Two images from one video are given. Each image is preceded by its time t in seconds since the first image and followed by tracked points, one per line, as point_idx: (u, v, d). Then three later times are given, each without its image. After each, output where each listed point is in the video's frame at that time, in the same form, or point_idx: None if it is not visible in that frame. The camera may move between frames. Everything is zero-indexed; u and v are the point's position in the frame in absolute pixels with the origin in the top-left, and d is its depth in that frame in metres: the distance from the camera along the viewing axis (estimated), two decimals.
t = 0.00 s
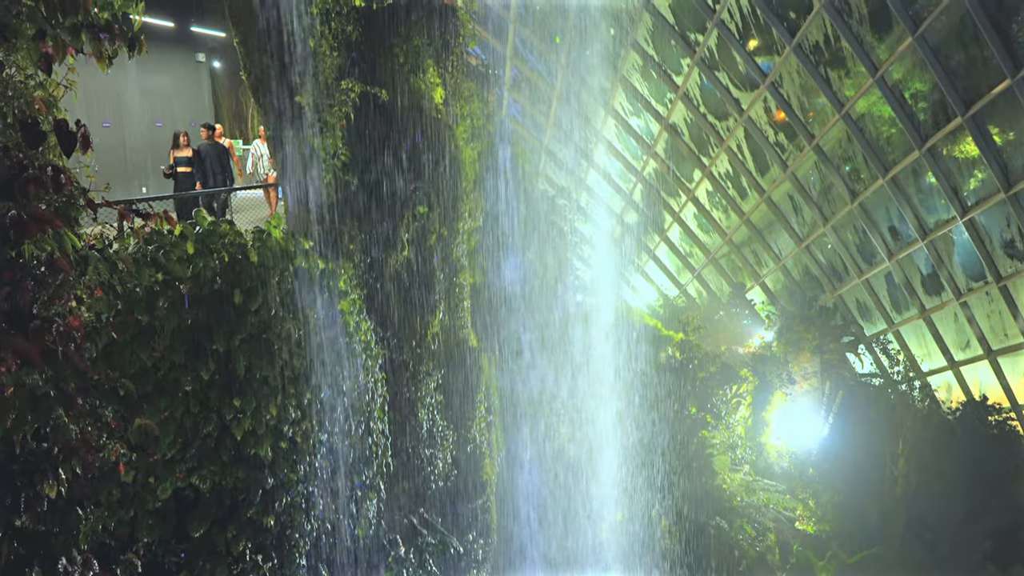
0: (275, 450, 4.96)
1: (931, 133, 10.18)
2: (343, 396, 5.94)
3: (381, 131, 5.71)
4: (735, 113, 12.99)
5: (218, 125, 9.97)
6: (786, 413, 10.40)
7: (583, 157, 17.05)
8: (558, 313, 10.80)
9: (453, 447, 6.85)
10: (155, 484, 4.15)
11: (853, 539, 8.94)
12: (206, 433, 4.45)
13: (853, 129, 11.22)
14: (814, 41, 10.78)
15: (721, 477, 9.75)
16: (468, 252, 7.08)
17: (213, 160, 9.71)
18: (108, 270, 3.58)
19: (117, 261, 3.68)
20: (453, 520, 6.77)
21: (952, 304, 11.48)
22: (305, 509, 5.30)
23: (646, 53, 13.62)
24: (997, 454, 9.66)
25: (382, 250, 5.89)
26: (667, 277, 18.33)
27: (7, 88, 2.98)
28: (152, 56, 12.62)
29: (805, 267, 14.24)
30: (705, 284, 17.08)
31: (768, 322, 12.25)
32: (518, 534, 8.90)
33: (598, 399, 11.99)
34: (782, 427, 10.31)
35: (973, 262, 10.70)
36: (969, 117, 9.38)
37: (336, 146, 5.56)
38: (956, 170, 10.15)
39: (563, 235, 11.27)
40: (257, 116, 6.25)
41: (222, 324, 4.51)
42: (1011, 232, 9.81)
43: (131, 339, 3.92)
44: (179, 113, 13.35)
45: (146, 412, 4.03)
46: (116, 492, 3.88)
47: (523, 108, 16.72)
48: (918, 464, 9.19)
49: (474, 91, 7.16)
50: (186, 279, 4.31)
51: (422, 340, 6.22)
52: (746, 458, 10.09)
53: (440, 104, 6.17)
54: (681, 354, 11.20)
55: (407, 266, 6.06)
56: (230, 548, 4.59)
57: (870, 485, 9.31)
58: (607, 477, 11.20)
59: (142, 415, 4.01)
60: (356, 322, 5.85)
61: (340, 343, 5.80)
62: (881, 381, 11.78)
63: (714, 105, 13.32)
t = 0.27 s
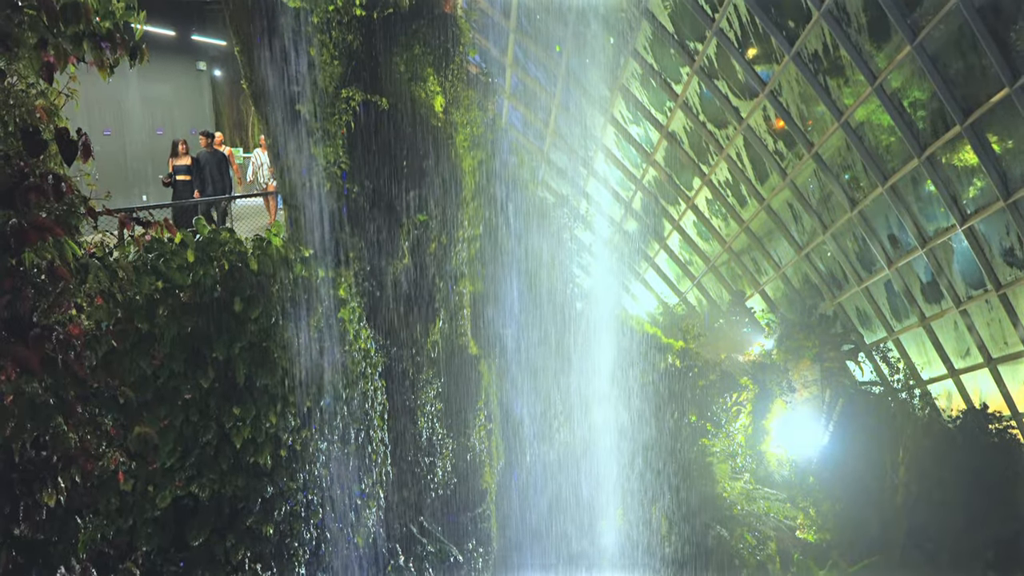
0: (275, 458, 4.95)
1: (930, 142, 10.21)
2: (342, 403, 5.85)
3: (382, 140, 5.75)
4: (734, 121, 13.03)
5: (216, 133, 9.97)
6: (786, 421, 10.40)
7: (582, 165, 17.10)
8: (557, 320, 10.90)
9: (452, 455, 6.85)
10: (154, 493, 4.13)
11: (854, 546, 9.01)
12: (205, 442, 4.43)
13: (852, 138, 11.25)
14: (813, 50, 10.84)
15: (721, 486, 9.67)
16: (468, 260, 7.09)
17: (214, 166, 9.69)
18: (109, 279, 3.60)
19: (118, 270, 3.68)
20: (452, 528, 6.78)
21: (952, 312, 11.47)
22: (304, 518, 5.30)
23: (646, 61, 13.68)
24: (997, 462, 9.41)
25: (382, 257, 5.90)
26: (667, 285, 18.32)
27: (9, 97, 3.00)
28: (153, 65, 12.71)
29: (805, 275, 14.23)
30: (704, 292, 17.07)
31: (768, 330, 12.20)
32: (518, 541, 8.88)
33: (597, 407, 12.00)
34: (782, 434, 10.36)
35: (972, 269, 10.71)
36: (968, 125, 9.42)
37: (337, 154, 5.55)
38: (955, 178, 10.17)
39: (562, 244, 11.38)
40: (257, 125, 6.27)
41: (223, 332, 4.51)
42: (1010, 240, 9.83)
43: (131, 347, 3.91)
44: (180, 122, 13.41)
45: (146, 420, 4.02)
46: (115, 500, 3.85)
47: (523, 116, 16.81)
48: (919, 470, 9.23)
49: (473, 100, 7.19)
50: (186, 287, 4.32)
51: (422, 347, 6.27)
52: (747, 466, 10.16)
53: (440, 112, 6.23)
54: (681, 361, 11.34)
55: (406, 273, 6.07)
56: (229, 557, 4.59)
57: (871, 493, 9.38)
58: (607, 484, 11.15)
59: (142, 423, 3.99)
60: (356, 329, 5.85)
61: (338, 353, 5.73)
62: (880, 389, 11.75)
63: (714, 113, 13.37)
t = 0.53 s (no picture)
0: (275, 466, 4.95)
1: (929, 150, 10.25)
2: (341, 412, 5.95)
3: (382, 150, 5.78)
4: (734, 130, 13.08)
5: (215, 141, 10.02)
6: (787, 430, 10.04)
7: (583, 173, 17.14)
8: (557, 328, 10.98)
9: (453, 463, 6.85)
10: (153, 501, 4.14)
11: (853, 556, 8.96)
12: (205, 450, 4.42)
13: (851, 146, 11.29)
14: (812, 59, 10.90)
15: (721, 494, 9.50)
16: (468, 268, 7.11)
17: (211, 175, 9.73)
18: (110, 287, 3.66)
19: (118, 277, 3.73)
20: (452, 537, 6.75)
21: (952, 321, 11.48)
22: (303, 526, 5.30)
23: (646, 70, 13.74)
24: (997, 471, 9.60)
25: (383, 267, 5.92)
26: (667, 294, 18.29)
27: (10, 106, 3.01)
28: (155, 73, 12.75)
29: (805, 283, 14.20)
30: (704, 300, 17.06)
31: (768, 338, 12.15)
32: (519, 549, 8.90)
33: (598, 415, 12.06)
34: (783, 443, 9.97)
35: (972, 277, 10.72)
36: (967, 134, 9.46)
37: (336, 163, 5.58)
38: (954, 187, 10.20)
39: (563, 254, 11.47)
40: (259, 133, 6.30)
41: (223, 341, 4.51)
42: (1009, 249, 9.85)
43: (130, 356, 3.91)
44: (181, 130, 13.49)
45: (146, 428, 4.01)
46: (114, 509, 3.86)
47: (523, 125, 16.85)
48: (918, 480, 9.28)
49: (474, 109, 7.21)
50: (186, 295, 4.32)
51: (422, 356, 6.26)
52: (747, 475, 9.79)
53: (440, 121, 6.25)
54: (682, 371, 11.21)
55: (406, 282, 6.08)
56: (229, 565, 4.60)
57: (871, 503, 9.29)
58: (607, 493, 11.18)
59: (141, 431, 3.99)
60: (355, 337, 5.87)
61: (339, 363, 5.79)
62: (880, 397, 11.72)
63: (714, 122, 13.41)
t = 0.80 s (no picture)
0: (275, 475, 4.94)
1: (928, 159, 10.29)
2: (342, 421, 5.87)
3: (382, 158, 5.80)
4: (733, 138, 13.14)
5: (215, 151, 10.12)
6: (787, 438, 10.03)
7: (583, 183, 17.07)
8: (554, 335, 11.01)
9: (452, 473, 6.96)
10: (153, 510, 4.13)
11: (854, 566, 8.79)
12: (204, 459, 4.41)
13: (851, 155, 11.31)
14: (811, 68, 10.96)
15: (721, 503, 9.53)
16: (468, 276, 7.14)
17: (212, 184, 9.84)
18: (110, 296, 3.74)
19: (120, 286, 3.82)
20: (453, 546, 6.74)
21: (952, 329, 11.47)
22: (303, 535, 5.29)
23: (646, 79, 13.82)
24: (997, 480, 9.39)
25: (382, 275, 5.95)
26: (668, 302, 18.24)
27: (13, 115, 3.04)
28: (157, 82, 12.81)
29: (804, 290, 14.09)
30: (705, 308, 17.03)
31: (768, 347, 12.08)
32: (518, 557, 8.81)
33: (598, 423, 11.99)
34: (784, 451, 9.98)
35: (972, 285, 10.74)
36: (966, 143, 9.51)
37: (337, 172, 5.58)
38: (954, 195, 10.23)
39: (560, 263, 11.51)
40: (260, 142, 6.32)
41: (223, 350, 4.50)
42: (1009, 257, 9.86)
43: (130, 364, 3.91)
44: (181, 139, 13.58)
45: (146, 437, 4.00)
46: (113, 518, 3.86)
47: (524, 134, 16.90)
48: (919, 490, 9.28)
49: (473, 118, 7.24)
50: (186, 304, 4.32)
51: (421, 364, 6.28)
52: (748, 484, 9.75)
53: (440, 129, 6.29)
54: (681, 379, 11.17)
55: (406, 291, 6.09)
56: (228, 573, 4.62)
57: (873, 513, 9.27)
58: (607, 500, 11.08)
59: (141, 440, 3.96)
60: (356, 346, 5.82)
61: (340, 372, 5.71)
62: (881, 405, 11.68)
63: (713, 130, 13.46)
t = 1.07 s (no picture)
0: (275, 484, 4.95)
1: (927, 168, 10.32)
2: (341, 431, 5.93)
3: (384, 167, 5.82)
4: (733, 147, 13.20)
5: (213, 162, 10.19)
6: (787, 448, 9.97)
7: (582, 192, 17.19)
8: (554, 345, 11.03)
9: (452, 482, 6.97)
10: (151, 520, 4.12)
11: None
12: (203, 469, 4.40)
13: (850, 164, 11.38)
14: (811, 77, 11.03)
15: (722, 513, 9.46)
16: (468, 285, 7.19)
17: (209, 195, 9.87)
18: (109, 305, 3.70)
19: (120, 295, 3.78)
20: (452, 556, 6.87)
21: (952, 338, 11.47)
22: (302, 544, 5.30)
23: (646, 88, 13.89)
24: (998, 489, 9.56)
25: (383, 283, 5.89)
26: (669, 312, 18.23)
27: (14, 126, 3.03)
28: (159, 92, 12.88)
29: (804, 299, 14.17)
30: (704, 317, 17.04)
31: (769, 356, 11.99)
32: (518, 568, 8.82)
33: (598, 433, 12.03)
34: (785, 460, 9.85)
35: (972, 294, 10.75)
36: (966, 152, 9.55)
37: (338, 181, 5.55)
38: (953, 205, 10.26)
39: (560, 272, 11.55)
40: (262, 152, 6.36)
41: (223, 359, 4.49)
42: (1009, 266, 9.88)
43: (131, 373, 3.91)
44: (182, 148, 13.63)
45: (145, 446, 3.99)
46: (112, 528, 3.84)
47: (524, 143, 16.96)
48: (920, 498, 9.13)
49: (474, 128, 7.28)
50: (186, 313, 4.34)
51: (422, 373, 6.27)
52: (749, 493, 9.67)
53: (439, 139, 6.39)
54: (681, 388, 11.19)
55: (407, 301, 6.08)
56: None
57: (876, 522, 9.10)
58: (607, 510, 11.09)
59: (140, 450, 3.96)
60: (356, 355, 5.81)
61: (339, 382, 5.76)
62: (881, 414, 11.66)
63: (713, 140, 13.52)
